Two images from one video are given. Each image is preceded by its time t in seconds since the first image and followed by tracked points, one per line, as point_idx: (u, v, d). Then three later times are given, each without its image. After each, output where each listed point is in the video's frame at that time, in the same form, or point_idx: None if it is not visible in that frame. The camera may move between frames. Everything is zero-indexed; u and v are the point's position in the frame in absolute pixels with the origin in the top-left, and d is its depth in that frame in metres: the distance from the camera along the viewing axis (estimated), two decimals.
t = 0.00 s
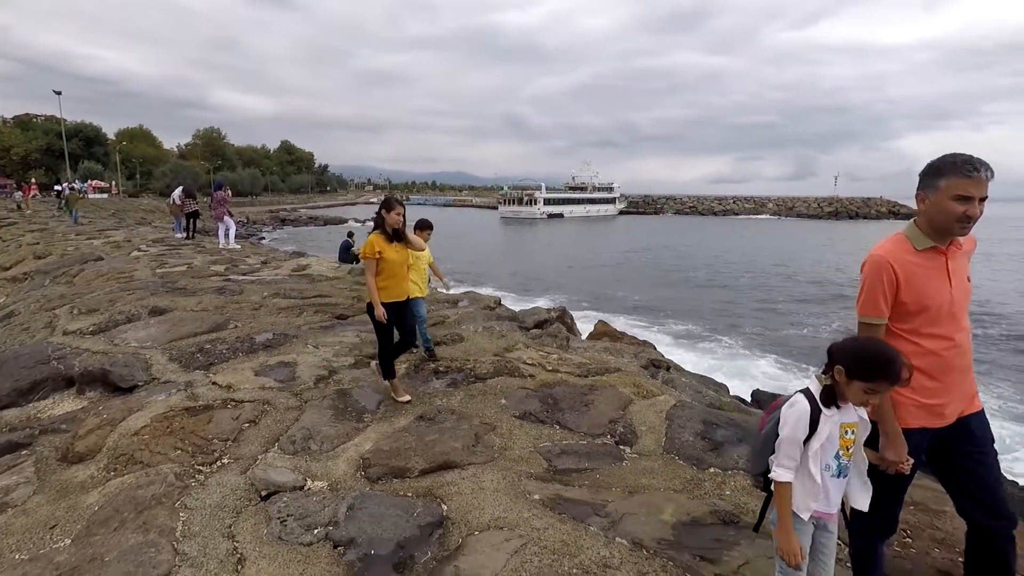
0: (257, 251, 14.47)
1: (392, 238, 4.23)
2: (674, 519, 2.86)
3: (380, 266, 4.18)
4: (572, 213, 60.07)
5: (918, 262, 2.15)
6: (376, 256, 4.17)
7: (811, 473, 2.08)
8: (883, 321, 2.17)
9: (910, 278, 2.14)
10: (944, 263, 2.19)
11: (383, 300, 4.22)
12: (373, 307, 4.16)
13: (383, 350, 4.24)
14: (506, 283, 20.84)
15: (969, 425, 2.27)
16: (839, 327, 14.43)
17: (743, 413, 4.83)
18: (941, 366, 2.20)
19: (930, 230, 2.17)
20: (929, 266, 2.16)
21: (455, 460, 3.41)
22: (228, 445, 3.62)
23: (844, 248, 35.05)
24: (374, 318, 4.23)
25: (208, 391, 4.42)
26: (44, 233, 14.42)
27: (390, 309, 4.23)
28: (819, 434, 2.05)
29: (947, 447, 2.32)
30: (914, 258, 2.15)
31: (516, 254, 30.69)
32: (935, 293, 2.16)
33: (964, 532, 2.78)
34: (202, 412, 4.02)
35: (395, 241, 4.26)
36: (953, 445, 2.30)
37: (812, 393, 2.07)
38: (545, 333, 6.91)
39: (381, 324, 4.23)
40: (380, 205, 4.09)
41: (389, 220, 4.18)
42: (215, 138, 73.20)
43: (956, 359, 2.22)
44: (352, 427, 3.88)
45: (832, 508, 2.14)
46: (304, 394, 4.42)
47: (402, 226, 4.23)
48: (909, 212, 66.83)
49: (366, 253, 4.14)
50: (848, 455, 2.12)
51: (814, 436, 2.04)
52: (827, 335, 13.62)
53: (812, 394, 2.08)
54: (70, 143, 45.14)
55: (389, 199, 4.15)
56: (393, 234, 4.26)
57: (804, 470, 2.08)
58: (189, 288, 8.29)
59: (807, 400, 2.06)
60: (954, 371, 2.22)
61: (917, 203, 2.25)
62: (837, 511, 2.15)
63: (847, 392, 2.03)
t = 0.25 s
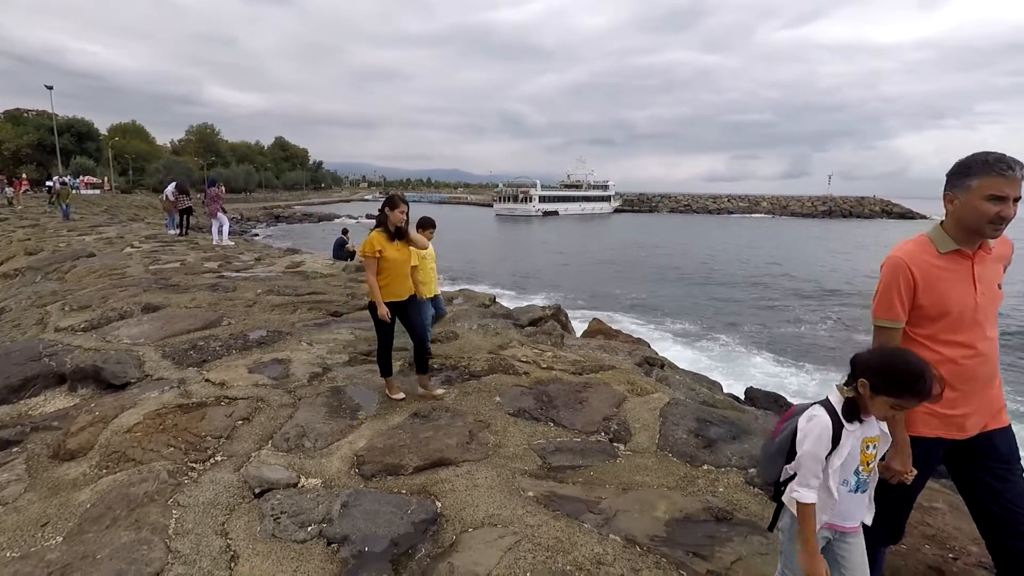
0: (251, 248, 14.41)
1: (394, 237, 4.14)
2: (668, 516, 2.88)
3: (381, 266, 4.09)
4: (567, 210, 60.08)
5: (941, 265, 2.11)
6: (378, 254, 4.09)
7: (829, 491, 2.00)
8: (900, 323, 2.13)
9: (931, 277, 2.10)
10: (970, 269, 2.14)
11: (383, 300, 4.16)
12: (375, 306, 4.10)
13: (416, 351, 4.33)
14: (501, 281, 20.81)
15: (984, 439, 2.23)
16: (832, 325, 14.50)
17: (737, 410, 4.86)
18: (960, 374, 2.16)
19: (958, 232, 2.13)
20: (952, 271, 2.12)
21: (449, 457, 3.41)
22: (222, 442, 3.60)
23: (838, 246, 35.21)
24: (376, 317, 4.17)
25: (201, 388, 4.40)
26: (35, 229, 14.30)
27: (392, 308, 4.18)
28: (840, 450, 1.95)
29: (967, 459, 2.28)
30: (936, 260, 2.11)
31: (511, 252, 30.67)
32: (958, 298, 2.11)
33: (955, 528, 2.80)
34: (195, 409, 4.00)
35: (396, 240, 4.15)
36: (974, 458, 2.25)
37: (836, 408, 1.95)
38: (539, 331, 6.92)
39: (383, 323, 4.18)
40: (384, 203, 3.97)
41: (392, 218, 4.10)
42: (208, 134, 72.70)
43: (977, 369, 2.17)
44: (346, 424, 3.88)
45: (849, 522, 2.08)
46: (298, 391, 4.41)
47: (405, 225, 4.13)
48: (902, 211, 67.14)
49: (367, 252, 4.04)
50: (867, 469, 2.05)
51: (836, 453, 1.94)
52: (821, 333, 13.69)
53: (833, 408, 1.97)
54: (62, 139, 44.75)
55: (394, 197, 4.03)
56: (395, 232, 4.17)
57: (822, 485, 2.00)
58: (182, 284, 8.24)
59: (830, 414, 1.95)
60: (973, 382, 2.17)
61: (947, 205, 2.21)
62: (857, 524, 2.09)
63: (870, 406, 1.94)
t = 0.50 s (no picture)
0: (245, 246, 14.36)
1: (398, 239, 4.10)
2: (664, 513, 2.89)
3: (385, 269, 4.07)
4: (562, 208, 60.13)
5: (995, 271, 2.04)
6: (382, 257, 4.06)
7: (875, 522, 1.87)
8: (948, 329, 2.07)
9: (984, 281, 2.04)
10: None
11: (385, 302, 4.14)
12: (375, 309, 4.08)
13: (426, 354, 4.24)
14: (497, 279, 20.82)
15: None
16: (827, 322, 14.57)
17: (732, 407, 4.87)
18: (1009, 385, 2.09)
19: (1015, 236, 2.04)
20: (1007, 278, 2.04)
21: (445, 456, 3.41)
22: (217, 441, 3.59)
23: (831, 244, 35.38)
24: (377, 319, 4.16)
25: (196, 387, 4.38)
26: (27, 227, 14.22)
27: (393, 312, 4.17)
28: (890, 481, 1.81)
29: (1008, 481, 2.20)
30: (990, 265, 2.04)
31: (506, 250, 30.67)
32: (1011, 307, 2.04)
33: (949, 525, 2.81)
34: (190, 408, 3.99)
35: (400, 243, 4.13)
36: (1016, 481, 2.17)
37: (884, 435, 1.81)
38: (535, 329, 6.93)
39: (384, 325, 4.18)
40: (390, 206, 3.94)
41: (397, 221, 4.05)
42: (202, 132, 72.35)
43: None
44: (342, 423, 3.87)
45: (900, 558, 1.93)
46: (293, 390, 4.40)
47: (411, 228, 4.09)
48: (895, 208, 67.49)
49: (370, 255, 4.03)
50: (919, 501, 1.90)
51: (885, 484, 1.80)
52: (815, 330, 13.75)
53: (882, 434, 1.82)
54: (54, 137, 44.45)
55: (400, 200, 3.99)
56: (401, 235, 4.13)
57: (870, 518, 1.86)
58: (176, 283, 8.21)
59: (878, 443, 1.80)
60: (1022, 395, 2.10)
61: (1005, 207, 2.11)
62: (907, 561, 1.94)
63: (924, 433, 1.79)
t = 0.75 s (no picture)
0: (240, 245, 14.30)
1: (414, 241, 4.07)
2: (659, 511, 2.89)
3: (400, 270, 4.03)
4: (558, 207, 60.17)
5: None
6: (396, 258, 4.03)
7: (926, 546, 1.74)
8: None
9: None
10: None
11: (397, 304, 4.11)
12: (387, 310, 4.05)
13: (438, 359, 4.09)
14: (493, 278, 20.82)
15: None
16: (821, 320, 14.62)
17: (727, 406, 4.89)
18: None
19: None
20: None
21: (441, 454, 3.41)
22: (212, 440, 3.58)
23: (826, 242, 35.54)
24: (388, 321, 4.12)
25: (191, 386, 4.36)
26: (20, 226, 14.12)
27: (406, 313, 4.14)
28: (941, 501, 1.68)
29: None
30: None
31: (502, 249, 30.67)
32: None
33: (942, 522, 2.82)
34: (185, 407, 3.97)
35: (416, 245, 4.09)
36: None
37: (932, 450, 1.69)
38: (531, 327, 6.93)
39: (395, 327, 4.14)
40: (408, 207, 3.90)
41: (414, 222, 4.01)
42: (196, 130, 72.06)
43: None
44: (337, 422, 3.86)
45: None
46: (288, 389, 4.39)
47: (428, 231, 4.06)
48: (890, 207, 67.81)
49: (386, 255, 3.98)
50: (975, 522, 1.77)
51: (934, 504, 1.68)
52: (809, 328, 13.80)
53: (929, 448, 1.70)
54: (47, 135, 44.20)
55: (419, 201, 3.95)
56: (418, 237, 4.09)
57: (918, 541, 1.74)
58: (171, 282, 8.18)
59: (926, 459, 1.68)
60: None
61: None
62: None
63: (978, 447, 1.66)
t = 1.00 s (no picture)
0: (235, 244, 14.23)
1: (436, 235, 3.86)
2: (654, 509, 2.90)
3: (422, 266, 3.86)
4: (553, 206, 60.19)
5: None
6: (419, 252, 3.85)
7: None
8: None
9: None
10: None
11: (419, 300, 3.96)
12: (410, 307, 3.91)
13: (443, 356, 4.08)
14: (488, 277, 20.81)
15: None
16: (815, 318, 14.68)
17: (722, 404, 4.91)
18: None
19: None
20: None
21: (437, 454, 3.41)
22: (206, 440, 3.57)
23: (820, 241, 35.70)
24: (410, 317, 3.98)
25: (185, 386, 4.34)
26: (11, 225, 14.04)
27: (428, 309, 3.99)
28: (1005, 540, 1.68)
29: None
30: None
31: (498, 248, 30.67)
32: None
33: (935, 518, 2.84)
34: (179, 407, 3.96)
35: (439, 239, 3.89)
36: None
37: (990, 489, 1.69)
38: (526, 326, 6.93)
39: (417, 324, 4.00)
40: (429, 201, 3.68)
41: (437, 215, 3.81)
42: (190, 129, 71.72)
43: None
44: (333, 421, 3.86)
45: None
46: (284, 388, 4.38)
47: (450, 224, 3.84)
48: (883, 207, 68.13)
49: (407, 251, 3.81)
50: None
51: (997, 543, 1.68)
52: (803, 326, 13.86)
53: (988, 486, 1.70)
54: (39, 133, 43.90)
55: (440, 194, 3.71)
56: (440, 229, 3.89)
57: None
58: (165, 281, 8.14)
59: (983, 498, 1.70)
60: None
61: None
62: None
63: None
